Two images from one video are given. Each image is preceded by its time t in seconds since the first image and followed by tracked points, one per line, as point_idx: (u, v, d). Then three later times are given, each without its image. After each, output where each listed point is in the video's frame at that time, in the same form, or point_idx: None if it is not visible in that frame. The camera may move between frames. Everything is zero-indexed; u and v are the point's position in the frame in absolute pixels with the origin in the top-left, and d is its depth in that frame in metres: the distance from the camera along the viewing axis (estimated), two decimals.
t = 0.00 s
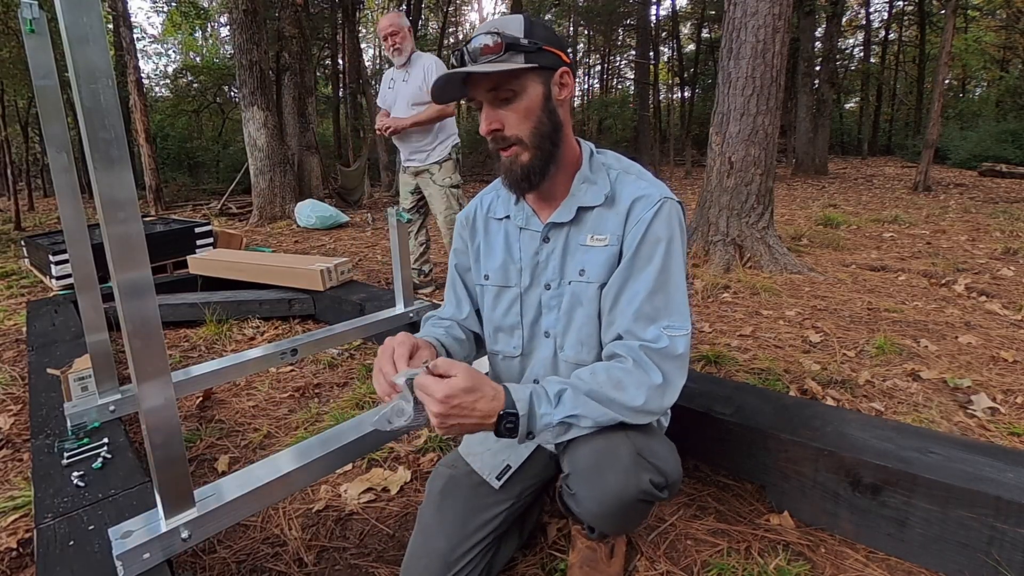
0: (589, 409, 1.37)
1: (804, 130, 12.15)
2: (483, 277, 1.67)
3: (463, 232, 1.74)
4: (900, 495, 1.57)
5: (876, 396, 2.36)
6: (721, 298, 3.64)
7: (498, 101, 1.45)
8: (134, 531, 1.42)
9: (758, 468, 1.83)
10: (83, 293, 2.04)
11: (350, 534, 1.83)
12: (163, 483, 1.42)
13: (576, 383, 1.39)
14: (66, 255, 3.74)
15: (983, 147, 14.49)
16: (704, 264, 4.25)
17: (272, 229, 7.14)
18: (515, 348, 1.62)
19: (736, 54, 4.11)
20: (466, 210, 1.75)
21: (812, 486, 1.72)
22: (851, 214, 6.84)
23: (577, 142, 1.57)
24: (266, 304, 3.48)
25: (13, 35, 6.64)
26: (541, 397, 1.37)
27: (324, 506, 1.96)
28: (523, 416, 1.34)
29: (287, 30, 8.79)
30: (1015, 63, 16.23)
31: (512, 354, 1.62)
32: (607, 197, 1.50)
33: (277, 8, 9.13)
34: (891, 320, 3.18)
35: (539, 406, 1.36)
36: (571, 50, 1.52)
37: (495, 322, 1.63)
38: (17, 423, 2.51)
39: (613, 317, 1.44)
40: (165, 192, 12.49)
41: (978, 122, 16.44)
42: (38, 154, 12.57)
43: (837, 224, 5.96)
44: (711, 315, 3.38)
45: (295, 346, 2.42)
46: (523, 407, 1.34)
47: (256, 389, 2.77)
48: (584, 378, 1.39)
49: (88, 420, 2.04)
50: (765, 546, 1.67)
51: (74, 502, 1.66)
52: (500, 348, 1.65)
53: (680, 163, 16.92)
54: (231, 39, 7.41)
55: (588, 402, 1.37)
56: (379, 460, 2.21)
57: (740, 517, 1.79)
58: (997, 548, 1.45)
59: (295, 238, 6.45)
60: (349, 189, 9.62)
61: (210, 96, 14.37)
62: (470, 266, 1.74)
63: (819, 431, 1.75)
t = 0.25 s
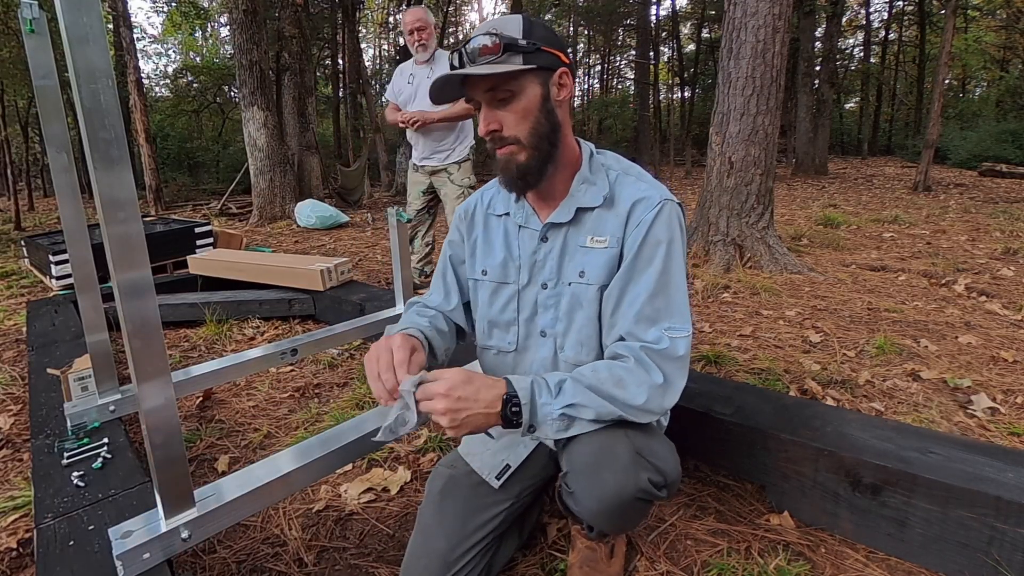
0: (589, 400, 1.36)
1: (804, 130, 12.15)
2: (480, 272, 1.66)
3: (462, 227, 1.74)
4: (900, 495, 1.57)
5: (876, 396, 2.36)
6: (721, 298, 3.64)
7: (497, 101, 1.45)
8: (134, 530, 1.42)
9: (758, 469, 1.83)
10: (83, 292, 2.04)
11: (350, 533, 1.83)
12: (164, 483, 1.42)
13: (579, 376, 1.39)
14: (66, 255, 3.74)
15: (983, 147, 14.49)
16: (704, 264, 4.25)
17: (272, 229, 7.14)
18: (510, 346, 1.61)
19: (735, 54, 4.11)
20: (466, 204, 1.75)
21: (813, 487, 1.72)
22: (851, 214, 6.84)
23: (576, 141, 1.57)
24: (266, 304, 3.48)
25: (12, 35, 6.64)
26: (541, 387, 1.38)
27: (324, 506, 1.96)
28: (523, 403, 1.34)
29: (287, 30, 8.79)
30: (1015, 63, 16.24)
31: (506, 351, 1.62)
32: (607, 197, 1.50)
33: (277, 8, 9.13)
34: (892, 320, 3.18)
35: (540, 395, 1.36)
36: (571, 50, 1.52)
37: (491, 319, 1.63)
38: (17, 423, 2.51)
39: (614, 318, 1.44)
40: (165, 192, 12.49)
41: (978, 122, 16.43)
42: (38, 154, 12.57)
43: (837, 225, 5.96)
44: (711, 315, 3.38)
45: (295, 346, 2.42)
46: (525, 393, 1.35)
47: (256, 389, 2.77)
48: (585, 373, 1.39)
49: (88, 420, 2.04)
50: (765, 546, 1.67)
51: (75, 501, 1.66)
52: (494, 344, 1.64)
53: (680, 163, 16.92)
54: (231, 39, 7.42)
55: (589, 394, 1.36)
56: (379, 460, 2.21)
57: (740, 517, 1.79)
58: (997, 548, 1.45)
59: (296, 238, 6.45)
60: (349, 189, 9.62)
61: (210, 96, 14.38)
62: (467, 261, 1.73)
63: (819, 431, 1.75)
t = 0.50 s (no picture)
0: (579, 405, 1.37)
1: (804, 130, 12.15)
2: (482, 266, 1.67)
3: (466, 220, 1.76)
4: (900, 495, 1.57)
5: (876, 396, 2.36)
6: (721, 298, 3.64)
7: (497, 102, 1.45)
8: (134, 530, 1.42)
9: (758, 469, 1.83)
10: (83, 292, 2.04)
11: (350, 533, 1.83)
12: (164, 483, 1.42)
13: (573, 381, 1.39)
14: (66, 255, 3.74)
15: (983, 147, 14.49)
16: (704, 264, 4.25)
17: (272, 229, 7.14)
18: (508, 341, 1.61)
19: (735, 54, 4.11)
20: (472, 197, 1.76)
21: (813, 487, 1.72)
22: (851, 214, 6.84)
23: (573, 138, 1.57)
24: (266, 304, 3.48)
25: (12, 35, 6.63)
26: (531, 391, 1.38)
27: (324, 506, 1.96)
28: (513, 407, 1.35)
29: (287, 30, 8.79)
30: (1015, 63, 16.24)
31: (504, 346, 1.62)
32: (604, 196, 1.51)
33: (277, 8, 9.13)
34: (892, 320, 3.18)
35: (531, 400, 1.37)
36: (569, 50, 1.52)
37: (489, 314, 1.63)
38: (17, 423, 2.51)
39: (610, 316, 1.44)
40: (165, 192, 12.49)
41: (977, 121, 16.43)
42: (38, 154, 12.57)
43: (837, 224, 5.96)
44: (711, 315, 3.38)
45: (295, 346, 2.42)
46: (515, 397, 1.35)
47: (257, 389, 2.77)
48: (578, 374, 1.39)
49: (88, 420, 2.04)
50: (765, 546, 1.67)
51: (74, 502, 1.66)
52: (492, 338, 1.64)
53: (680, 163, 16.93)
54: (231, 39, 7.42)
55: (582, 396, 1.37)
56: (379, 460, 2.21)
57: (740, 517, 1.79)
58: (997, 548, 1.45)
59: (295, 238, 6.46)
60: (349, 189, 9.63)
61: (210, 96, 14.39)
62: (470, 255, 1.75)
63: (819, 431, 1.75)
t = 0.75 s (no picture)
0: (576, 430, 1.11)
1: (804, 130, 12.16)
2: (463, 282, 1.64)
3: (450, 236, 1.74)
4: (900, 495, 1.57)
5: (876, 396, 2.36)
6: (721, 298, 3.64)
7: (484, 99, 1.30)
8: (134, 530, 1.42)
9: (758, 469, 1.83)
10: (83, 293, 2.04)
11: (350, 533, 1.83)
12: (164, 483, 1.41)
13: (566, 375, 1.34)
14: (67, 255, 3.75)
15: (983, 147, 14.49)
16: (704, 264, 4.25)
17: (272, 229, 7.14)
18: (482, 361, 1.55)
19: (736, 54, 4.11)
20: (453, 217, 1.75)
21: (813, 486, 1.72)
22: (851, 214, 6.84)
23: (531, 143, 1.43)
24: (266, 304, 3.48)
25: (13, 35, 6.64)
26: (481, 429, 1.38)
27: (324, 506, 1.96)
28: (502, 435, 1.08)
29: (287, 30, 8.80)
30: (1015, 63, 16.24)
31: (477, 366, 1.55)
32: (552, 210, 1.37)
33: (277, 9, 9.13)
34: (892, 320, 3.18)
35: (524, 430, 1.09)
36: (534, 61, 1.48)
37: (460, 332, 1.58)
38: (17, 423, 2.51)
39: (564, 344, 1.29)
40: (165, 192, 12.50)
41: (978, 121, 16.43)
42: (38, 154, 12.58)
43: (837, 224, 5.96)
44: (711, 315, 3.38)
45: (295, 346, 2.42)
46: (508, 425, 1.06)
47: (257, 389, 2.77)
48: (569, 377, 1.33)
49: (88, 420, 2.04)
50: (765, 546, 1.67)
51: (74, 502, 1.66)
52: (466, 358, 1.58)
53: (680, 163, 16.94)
54: (231, 40, 7.42)
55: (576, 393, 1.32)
56: (379, 460, 2.21)
57: (740, 517, 1.79)
58: (997, 547, 1.45)
59: (296, 238, 6.46)
60: (349, 189, 9.63)
61: (211, 96, 14.40)
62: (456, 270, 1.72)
63: (819, 431, 1.75)
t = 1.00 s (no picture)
0: (574, 429, 1.12)
1: (804, 130, 12.15)
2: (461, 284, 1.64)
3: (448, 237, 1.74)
4: (900, 495, 1.57)
5: (876, 396, 2.36)
6: (721, 298, 3.64)
7: (480, 100, 1.31)
8: (134, 531, 1.42)
9: (758, 469, 1.83)
10: (83, 293, 2.04)
11: (350, 534, 1.83)
12: (164, 484, 1.41)
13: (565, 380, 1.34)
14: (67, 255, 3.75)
15: (983, 147, 14.48)
16: (704, 264, 4.25)
17: (272, 229, 7.15)
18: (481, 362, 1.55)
19: (736, 54, 4.11)
20: (452, 217, 1.74)
21: (813, 487, 1.72)
22: (851, 214, 6.83)
23: (529, 143, 1.43)
24: (266, 304, 3.48)
25: (12, 35, 6.64)
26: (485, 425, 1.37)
27: (324, 506, 1.96)
28: (501, 433, 1.08)
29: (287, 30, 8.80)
30: (1015, 63, 16.25)
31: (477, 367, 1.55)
32: (551, 210, 1.37)
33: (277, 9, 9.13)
34: (892, 320, 3.18)
35: (523, 428, 1.09)
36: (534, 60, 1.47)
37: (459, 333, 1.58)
38: (16, 423, 2.51)
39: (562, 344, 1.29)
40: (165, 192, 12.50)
41: (978, 121, 16.42)
42: (38, 154, 12.58)
43: (837, 224, 5.96)
44: (711, 315, 3.38)
45: (295, 346, 2.42)
46: (507, 423, 1.06)
47: (257, 389, 2.77)
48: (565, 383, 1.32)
49: (88, 420, 2.04)
50: (766, 546, 1.67)
51: (74, 502, 1.65)
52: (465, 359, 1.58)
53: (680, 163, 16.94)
54: (231, 40, 7.42)
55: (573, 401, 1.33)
56: (379, 460, 2.21)
57: (740, 517, 1.79)
58: (997, 548, 1.45)
59: (295, 238, 6.46)
60: (349, 189, 9.63)
61: (211, 96, 14.40)
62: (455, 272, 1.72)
63: (818, 431, 1.75)
